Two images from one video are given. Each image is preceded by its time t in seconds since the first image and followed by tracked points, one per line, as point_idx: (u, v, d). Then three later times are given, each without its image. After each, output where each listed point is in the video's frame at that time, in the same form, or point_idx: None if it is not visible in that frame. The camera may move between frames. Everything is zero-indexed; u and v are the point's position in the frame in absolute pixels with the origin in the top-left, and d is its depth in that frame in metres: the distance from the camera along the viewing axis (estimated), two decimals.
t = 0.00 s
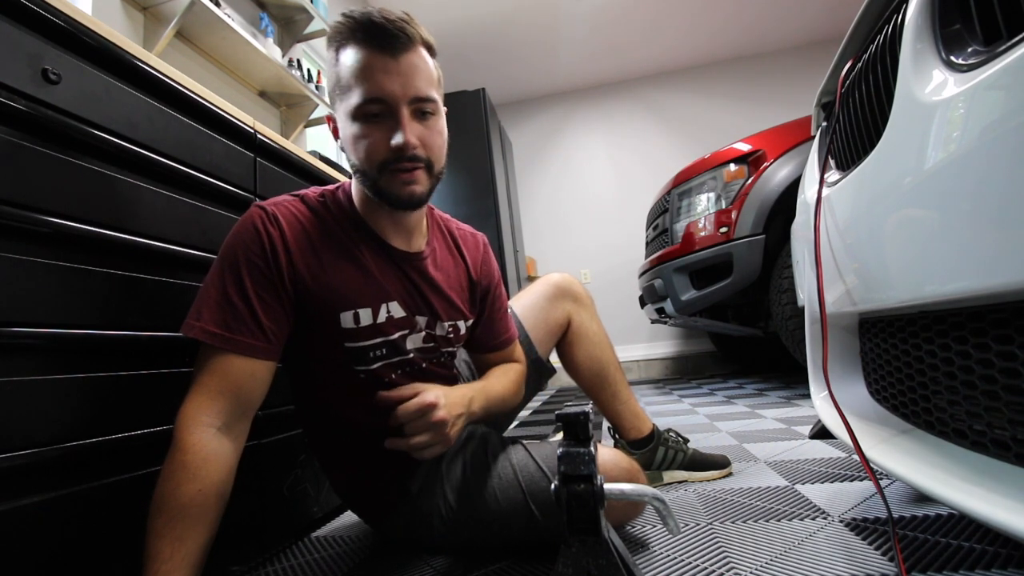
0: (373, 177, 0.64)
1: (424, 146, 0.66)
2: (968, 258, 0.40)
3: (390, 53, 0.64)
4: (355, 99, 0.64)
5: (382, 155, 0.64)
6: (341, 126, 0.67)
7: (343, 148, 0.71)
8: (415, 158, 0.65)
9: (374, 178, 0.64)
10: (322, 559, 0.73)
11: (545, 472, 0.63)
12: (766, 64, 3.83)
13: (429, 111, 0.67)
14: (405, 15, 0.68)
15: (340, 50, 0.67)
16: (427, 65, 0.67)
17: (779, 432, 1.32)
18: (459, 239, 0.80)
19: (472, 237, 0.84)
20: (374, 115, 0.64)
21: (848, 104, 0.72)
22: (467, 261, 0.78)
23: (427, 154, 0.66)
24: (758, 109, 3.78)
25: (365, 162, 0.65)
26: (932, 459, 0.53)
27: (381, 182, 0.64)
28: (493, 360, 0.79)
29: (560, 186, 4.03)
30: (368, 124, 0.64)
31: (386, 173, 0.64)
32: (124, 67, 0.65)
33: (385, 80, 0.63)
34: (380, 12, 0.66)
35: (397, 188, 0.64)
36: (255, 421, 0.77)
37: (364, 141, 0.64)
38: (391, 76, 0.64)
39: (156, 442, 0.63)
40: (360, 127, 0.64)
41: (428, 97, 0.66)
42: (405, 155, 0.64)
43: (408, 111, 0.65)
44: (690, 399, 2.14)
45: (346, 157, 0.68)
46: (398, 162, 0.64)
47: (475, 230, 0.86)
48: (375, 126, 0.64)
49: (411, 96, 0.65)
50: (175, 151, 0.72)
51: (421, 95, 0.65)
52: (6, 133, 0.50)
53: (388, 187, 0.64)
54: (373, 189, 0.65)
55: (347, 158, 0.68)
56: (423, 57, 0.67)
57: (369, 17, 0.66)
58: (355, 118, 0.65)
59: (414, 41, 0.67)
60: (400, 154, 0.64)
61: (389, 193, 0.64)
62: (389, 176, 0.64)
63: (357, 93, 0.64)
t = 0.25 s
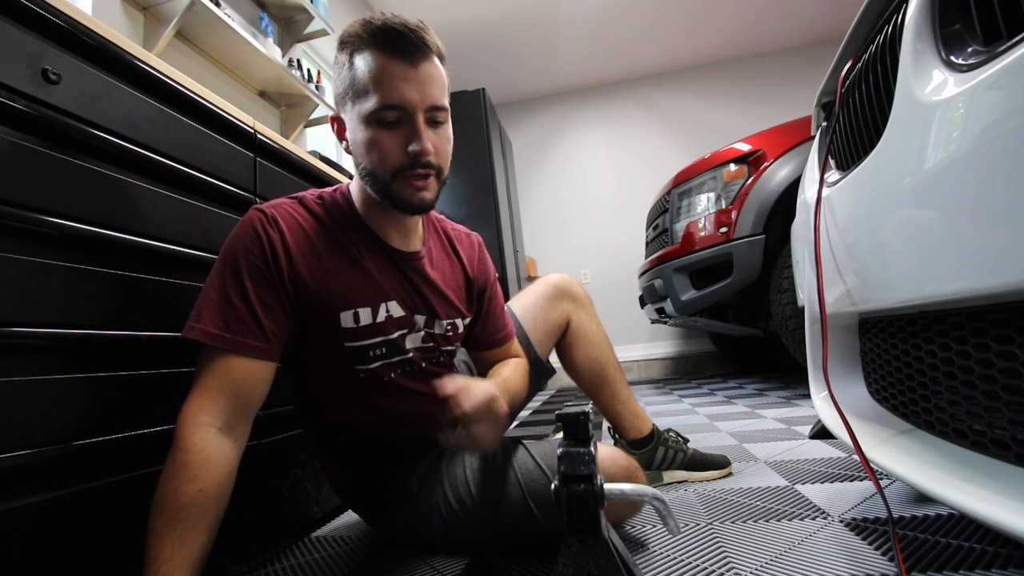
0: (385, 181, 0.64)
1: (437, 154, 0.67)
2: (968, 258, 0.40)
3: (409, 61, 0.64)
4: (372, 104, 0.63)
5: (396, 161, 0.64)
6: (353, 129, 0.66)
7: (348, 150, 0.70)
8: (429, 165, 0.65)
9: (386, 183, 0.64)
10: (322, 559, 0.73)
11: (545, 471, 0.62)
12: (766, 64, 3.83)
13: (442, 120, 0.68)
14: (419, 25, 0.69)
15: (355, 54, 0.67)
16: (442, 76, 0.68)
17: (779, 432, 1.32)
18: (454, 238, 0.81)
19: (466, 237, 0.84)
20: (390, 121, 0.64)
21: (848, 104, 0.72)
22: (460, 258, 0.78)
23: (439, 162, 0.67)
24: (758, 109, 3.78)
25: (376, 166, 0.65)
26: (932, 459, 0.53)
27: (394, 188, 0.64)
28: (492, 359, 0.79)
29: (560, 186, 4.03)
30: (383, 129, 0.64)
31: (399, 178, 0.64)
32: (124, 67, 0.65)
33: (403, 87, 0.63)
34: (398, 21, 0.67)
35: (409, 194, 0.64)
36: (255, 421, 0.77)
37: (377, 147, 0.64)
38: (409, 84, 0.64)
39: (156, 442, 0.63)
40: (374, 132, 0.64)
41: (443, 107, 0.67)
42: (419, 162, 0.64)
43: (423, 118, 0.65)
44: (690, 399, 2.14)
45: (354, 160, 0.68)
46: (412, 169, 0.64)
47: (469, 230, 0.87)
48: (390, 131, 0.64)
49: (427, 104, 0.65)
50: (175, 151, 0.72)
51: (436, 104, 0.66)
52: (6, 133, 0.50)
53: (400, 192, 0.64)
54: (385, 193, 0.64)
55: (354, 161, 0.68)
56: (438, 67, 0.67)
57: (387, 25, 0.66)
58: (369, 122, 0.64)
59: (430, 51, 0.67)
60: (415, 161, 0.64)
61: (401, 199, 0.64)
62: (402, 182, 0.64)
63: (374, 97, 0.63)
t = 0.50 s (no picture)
0: (384, 179, 0.64)
1: (437, 153, 0.67)
2: (968, 257, 0.40)
3: (408, 60, 0.64)
4: (371, 103, 0.63)
5: (395, 160, 0.64)
6: (352, 128, 0.66)
7: (347, 149, 0.70)
8: (428, 163, 0.65)
9: (386, 182, 0.64)
10: (322, 559, 0.73)
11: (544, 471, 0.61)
12: (766, 64, 3.83)
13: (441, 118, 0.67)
14: (416, 24, 0.69)
15: (354, 54, 0.66)
16: (440, 74, 0.67)
17: (779, 432, 1.32)
18: (451, 238, 0.81)
19: (464, 236, 0.85)
20: (389, 120, 0.63)
21: (848, 104, 0.72)
22: (457, 258, 0.79)
23: (439, 161, 0.67)
24: (758, 109, 3.78)
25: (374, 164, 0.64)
26: (932, 459, 0.53)
27: (393, 186, 0.64)
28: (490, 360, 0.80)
29: (560, 186, 4.03)
30: (383, 128, 0.63)
31: (399, 177, 0.64)
32: (124, 67, 0.65)
33: (402, 86, 0.63)
34: (397, 19, 0.66)
35: (408, 192, 0.65)
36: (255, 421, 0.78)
37: (376, 146, 0.64)
38: (408, 82, 0.63)
39: (156, 442, 0.63)
40: (373, 132, 0.64)
41: (442, 105, 0.66)
42: (418, 161, 0.64)
43: (422, 117, 0.65)
44: (690, 399, 2.14)
45: (353, 159, 0.68)
46: (411, 168, 0.64)
47: (467, 231, 0.87)
48: (389, 131, 0.64)
49: (426, 103, 0.64)
50: (175, 151, 0.72)
51: (435, 102, 0.65)
52: (6, 133, 0.50)
53: (399, 191, 0.65)
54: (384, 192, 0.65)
55: (354, 160, 0.68)
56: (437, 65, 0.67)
57: (387, 24, 0.66)
58: (367, 122, 0.64)
59: (428, 50, 0.67)
60: (414, 160, 0.64)
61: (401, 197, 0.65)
62: (401, 181, 0.64)
63: (372, 97, 0.63)
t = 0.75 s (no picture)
0: (371, 174, 0.64)
1: (425, 146, 0.66)
2: (968, 257, 0.40)
3: (393, 53, 0.64)
4: (357, 97, 0.63)
5: (382, 153, 0.64)
6: (341, 123, 0.66)
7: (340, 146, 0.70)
8: (415, 156, 0.65)
9: (372, 176, 0.64)
10: (322, 559, 0.73)
11: (546, 468, 0.62)
12: (767, 64, 3.83)
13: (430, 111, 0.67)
14: (406, 17, 0.68)
15: (342, 49, 0.67)
16: (428, 66, 0.67)
17: (779, 432, 1.32)
18: (451, 232, 0.81)
19: (465, 230, 0.84)
20: (376, 114, 0.64)
21: (848, 104, 0.72)
22: (459, 250, 0.78)
23: (427, 154, 0.66)
24: (758, 109, 3.78)
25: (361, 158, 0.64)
26: (932, 459, 0.53)
27: (381, 180, 0.64)
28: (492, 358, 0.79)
29: (560, 186, 4.03)
30: (370, 123, 0.64)
31: (386, 170, 0.64)
32: (124, 67, 0.65)
33: (387, 79, 0.63)
34: (384, 12, 0.66)
35: (396, 186, 0.64)
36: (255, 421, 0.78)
37: (363, 139, 0.64)
38: (393, 75, 0.63)
39: (156, 442, 0.63)
40: (360, 124, 0.64)
41: (429, 97, 0.66)
42: (405, 154, 0.64)
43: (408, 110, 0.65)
44: (690, 399, 2.14)
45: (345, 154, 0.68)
46: (398, 161, 0.64)
47: (467, 224, 0.86)
48: (376, 124, 0.64)
49: (412, 96, 0.64)
50: (175, 151, 0.72)
51: (423, 95, 0.65)
52: (6, 133, 0.50)
53: (386, 185, 0.64)
54: (372, 186, 0.65)
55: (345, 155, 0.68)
56: (424, 58, 0.67)
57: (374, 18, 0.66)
58: (354, 116, 0.64)
59: (417, 43, 0.67)
60: (400, 153, 0.64)
61: (389, 191, 0.64)
62: (388, 174, 0.64)
63: (359, 91, 0.63)
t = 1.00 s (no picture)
0: (351, 164, 0.65)
1: (405, 134, 0.66)
2: (969, 258, 0.40)
3: (371, 43, 0.65)
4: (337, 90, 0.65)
5: (359, 143, 0.64)
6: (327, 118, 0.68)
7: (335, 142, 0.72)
8: (392, 144, 0.64)
9: (352, 166, 0.65)
10: (322, 559, 0.73)
11: (545, 473, 0.62)
12: (766, 64, 3.83)
13: (411, 100, 0.67)
14: (393, 10, 0.68)
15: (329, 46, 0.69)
16: (410, 55, 0.67)
17: (780, 432, 1.32)
18: (454, 239, 0.81)
19: (468, 236, 0.84)
20: (356, 105, 0.65)
21: (848, 104, 0.72)
22: (461, 259, 0.78)
23: (406, 142, 0.66)
24: (758, 109, 3.78)
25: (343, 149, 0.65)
26: (932, 459, 0.53)
27: (360, 170, 0.64)
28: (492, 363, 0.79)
29: (560, 186, 4.03)
30: (350, 114, 0.65)
31: (364, 159, 0.64)
32: (124, 67, 0.65)
33: (364, 70, 0.64)
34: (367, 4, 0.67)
35: (373, 174, 0.64)
36: (255, 421, 0.78)
37: (344, 130, 0.65)
38: (369, 66, 0.64)
39: (155, 442, 0.63)
40: (342, 115, 0.65)
41: (409, 86, 0.66)
42: (380, 142, 0.64)
43: (387, 100, 0.65)
44: (690, 399, 2.14)
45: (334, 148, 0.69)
46: (374, 149, 0.64)
47: (471, 229, 0.87)
48: (356, 115, 0.65)
49: (390, 85, 0.65)
50: (174, 151, 0.72)
51: (403, 85, 0.66)
52: (6, 133, 0.50)
53: (365, 173, 0.64)
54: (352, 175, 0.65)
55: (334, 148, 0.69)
56: (406, 48, 0.67)
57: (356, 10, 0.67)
58: (337, 109, 0.66)
59: (400, 33, 0.67)
60: (377, 141, 0.64)
61: (367, 179, 0.64)
62: (366, 163, 0.64)
63: (339, 84, 0.65)
